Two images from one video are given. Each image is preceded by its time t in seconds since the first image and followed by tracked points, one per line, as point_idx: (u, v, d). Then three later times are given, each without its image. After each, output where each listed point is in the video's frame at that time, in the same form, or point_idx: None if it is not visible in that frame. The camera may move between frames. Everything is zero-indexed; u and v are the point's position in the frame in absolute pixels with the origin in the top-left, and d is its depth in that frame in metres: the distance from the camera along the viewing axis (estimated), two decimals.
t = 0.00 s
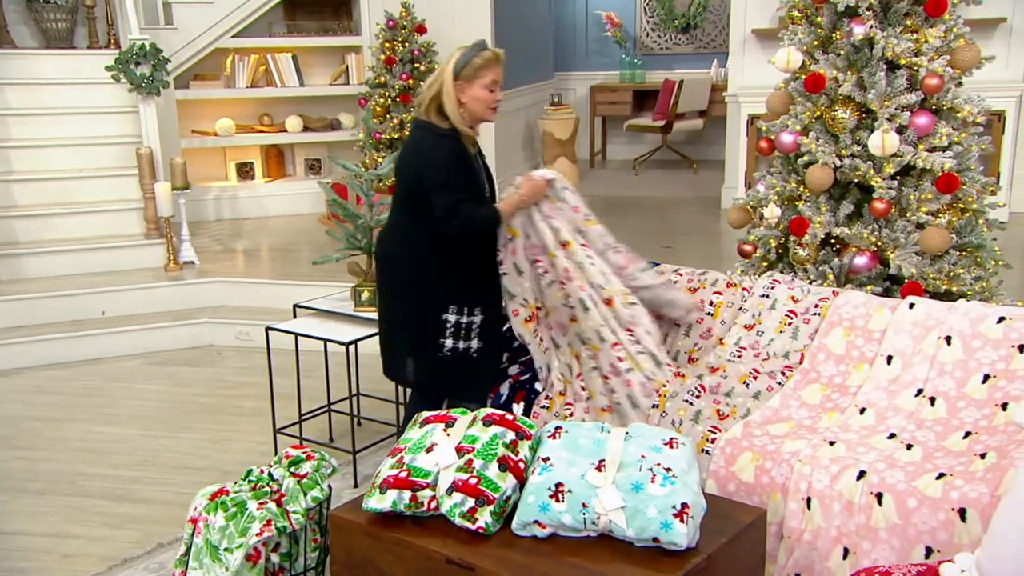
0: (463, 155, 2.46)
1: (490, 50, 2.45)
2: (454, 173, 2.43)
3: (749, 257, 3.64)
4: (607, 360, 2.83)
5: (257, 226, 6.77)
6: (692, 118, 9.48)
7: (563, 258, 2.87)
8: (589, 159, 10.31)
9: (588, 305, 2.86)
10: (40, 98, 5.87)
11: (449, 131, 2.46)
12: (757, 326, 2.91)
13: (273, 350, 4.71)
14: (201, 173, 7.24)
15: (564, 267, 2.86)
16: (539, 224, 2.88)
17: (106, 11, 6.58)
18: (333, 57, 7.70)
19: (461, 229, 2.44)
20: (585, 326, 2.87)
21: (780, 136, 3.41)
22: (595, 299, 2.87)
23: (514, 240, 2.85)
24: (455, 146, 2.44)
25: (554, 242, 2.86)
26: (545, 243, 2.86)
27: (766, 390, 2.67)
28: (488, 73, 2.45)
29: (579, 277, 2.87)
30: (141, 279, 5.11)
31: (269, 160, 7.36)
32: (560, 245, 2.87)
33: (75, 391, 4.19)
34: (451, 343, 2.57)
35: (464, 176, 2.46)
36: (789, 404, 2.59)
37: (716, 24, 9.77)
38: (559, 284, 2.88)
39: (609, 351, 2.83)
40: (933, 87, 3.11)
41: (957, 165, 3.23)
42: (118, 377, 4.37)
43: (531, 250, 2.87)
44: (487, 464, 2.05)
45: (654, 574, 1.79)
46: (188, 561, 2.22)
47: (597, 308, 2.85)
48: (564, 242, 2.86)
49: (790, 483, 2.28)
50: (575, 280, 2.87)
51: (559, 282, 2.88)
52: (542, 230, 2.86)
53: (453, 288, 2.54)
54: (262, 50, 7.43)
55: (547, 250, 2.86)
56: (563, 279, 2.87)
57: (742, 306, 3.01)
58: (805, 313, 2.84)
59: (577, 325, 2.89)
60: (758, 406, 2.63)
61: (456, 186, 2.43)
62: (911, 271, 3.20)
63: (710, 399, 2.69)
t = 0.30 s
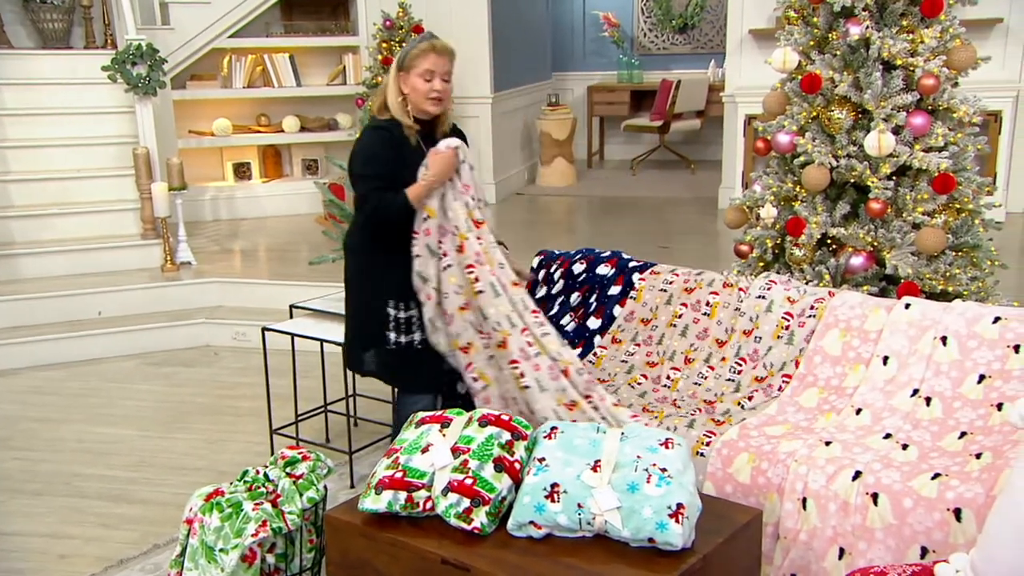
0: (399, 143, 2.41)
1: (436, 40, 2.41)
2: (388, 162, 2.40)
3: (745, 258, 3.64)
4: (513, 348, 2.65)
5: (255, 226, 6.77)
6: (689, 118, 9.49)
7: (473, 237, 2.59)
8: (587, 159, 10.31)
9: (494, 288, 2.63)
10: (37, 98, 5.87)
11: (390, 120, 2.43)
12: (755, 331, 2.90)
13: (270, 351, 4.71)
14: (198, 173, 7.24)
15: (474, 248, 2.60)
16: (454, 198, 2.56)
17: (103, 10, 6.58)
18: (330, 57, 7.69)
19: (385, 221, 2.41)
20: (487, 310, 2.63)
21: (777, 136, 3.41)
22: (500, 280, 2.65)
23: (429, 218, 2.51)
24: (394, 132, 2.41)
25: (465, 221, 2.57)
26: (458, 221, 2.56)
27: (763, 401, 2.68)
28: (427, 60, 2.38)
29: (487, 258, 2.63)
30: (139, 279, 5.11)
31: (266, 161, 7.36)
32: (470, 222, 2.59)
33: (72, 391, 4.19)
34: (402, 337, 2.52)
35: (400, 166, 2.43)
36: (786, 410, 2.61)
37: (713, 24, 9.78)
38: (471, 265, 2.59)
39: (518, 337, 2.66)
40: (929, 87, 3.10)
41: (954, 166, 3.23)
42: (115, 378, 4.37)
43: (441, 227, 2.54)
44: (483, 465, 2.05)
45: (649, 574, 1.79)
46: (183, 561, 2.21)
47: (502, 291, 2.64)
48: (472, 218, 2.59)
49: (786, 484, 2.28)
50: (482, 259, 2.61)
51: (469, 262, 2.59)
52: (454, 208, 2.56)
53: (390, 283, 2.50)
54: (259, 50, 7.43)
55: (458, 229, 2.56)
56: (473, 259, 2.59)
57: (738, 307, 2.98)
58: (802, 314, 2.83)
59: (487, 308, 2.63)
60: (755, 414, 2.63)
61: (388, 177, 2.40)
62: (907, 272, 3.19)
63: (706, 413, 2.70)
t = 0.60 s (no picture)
0: (357, 141, 2.48)
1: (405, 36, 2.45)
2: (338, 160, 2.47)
3: (747, 258, 3.64)
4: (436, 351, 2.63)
5: (256, 226, 6.78)
6: (690, 118, 9.48)
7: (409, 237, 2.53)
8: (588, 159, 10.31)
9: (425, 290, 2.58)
10: (39, 98, 5.88)
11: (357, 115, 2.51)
12: (758, 332, 2.89)
13: (271, 351, 4.71)
14: (200, 173, 7.24)
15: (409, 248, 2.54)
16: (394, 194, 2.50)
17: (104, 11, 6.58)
18: (332, 57, 7.70)
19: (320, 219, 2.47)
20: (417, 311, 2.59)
21: (779, 136, 3.41)
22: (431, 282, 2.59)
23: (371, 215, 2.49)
24: (353, 129, 2.48)
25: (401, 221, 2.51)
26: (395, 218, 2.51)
27: (765, 402, 2.68)
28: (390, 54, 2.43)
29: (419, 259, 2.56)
30: (140, 279, 5.11)
31: (268, 160, 7.36)
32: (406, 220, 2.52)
33: (74, 391, 4.19)
34: (340, 333, 2.55)
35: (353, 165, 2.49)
36: (788, 411, 2.61)
37: (715, 24, 9.78)
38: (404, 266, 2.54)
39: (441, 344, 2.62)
40: (931, 87, 3.10)
41: (956, 166, 3.23)
42: (116, 378, 4.37)
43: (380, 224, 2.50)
44: (485, 465, 2.05)
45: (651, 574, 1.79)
46: (186, 561, 2.21)
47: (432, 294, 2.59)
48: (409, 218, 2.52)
49: (788, 484, 2.28)
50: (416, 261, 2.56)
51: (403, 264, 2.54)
52: (396, 206, 2.51)
53: (337, 280, 2.55)
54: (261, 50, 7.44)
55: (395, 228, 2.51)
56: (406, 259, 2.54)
57: (740, 307, 2.98)
58: (803, 315, 2.83)
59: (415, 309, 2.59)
60: (757, 415, 2.63)
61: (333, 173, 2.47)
62: (909, 272, 3.19)
63: (708, 414, 2.69)
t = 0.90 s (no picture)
0: (312, 144, 2.61)
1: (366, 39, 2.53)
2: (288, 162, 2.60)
3: (753, 258, 3.64)
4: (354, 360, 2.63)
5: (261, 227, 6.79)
6: (695, 118, 9.48)
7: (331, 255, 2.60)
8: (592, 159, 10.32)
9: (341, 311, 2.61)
10: (46, 98, 5.89)
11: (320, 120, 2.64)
12: (764, 333, 2.89)
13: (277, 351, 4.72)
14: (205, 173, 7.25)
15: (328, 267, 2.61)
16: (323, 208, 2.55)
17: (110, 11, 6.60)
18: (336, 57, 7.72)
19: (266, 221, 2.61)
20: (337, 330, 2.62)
21: (785, 136, 3.40)
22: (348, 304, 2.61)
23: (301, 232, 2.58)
24: (309, 133, 2.62)
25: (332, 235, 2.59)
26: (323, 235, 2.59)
27: (772, 402, 2.68)
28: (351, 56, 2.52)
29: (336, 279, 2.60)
30: (145, 280, 5.12)
31: (272, 160, 7.36)
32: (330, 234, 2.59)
33: (80, 391, 4.20)
34: (310, 335, 2.68)
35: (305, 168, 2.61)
36: (795, 411, 2.61)
37: (720, 24, 9.78)
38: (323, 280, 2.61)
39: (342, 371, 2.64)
40: (939, 87, 3.10)
41: (963, 166, 3.23)
42: (122, 378, 4.38)
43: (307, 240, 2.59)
44: (493, 465, 2.05)
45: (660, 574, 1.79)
46: (194, 560, 2.22)
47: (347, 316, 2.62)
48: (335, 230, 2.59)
49: (795, 484, 2.29)
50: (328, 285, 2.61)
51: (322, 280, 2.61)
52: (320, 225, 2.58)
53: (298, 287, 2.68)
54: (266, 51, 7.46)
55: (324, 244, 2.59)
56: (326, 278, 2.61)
57: (746, 308, 2.98)
58: (810, 315, 2.82)
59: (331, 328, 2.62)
60: (763, 415, 2.63)
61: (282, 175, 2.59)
62: (916, 272, 3.18)
63: (714, 414, 2.69)
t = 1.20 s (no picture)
0: (267, 146, 2.63)
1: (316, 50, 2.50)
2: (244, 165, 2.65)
3: (762, 259, 3.63)
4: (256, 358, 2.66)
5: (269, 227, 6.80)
6: (701, 118, 9.47)
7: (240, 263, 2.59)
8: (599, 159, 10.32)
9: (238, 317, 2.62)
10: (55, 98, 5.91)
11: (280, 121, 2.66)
12: (774, 333, 2.89)
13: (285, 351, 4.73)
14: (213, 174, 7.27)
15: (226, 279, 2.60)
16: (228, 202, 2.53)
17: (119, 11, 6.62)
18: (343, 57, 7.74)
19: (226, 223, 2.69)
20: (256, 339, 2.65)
21: (795, 137, 3.40)
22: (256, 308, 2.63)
23: (207, 261, 2.58)
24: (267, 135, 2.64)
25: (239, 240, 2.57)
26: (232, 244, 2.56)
27: (783, 403, 2.68)
28: (299, 73, 2.50)
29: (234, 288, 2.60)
30: (155, 279, 5.13)
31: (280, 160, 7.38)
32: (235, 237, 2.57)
33: (89, 390, 4.22)
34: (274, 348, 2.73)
35: (259, 168, 2.64)
36: (806, 412, 2.61)
37: (727, 24, 9.77)
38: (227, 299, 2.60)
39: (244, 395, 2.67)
40: (949, 88, 3.09)
41: (973, 167, 3.22)
42: (131, 377, 4.39)
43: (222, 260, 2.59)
44: (504, 465, 2.05)
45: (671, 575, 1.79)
46: (206, 560, 2.22)
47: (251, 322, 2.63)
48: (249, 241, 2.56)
49: (806, 485, 2.29)
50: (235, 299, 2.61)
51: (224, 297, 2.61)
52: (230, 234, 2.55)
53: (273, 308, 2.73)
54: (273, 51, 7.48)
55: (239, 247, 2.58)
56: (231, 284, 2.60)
57: (756, 308, 2.97)
58: (820, 316, 2.82)
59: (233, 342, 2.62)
60: (774, 415, 2.63)
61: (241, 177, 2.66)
62: (927, 273, 3.18)
63: (725, 415, 2.68)
